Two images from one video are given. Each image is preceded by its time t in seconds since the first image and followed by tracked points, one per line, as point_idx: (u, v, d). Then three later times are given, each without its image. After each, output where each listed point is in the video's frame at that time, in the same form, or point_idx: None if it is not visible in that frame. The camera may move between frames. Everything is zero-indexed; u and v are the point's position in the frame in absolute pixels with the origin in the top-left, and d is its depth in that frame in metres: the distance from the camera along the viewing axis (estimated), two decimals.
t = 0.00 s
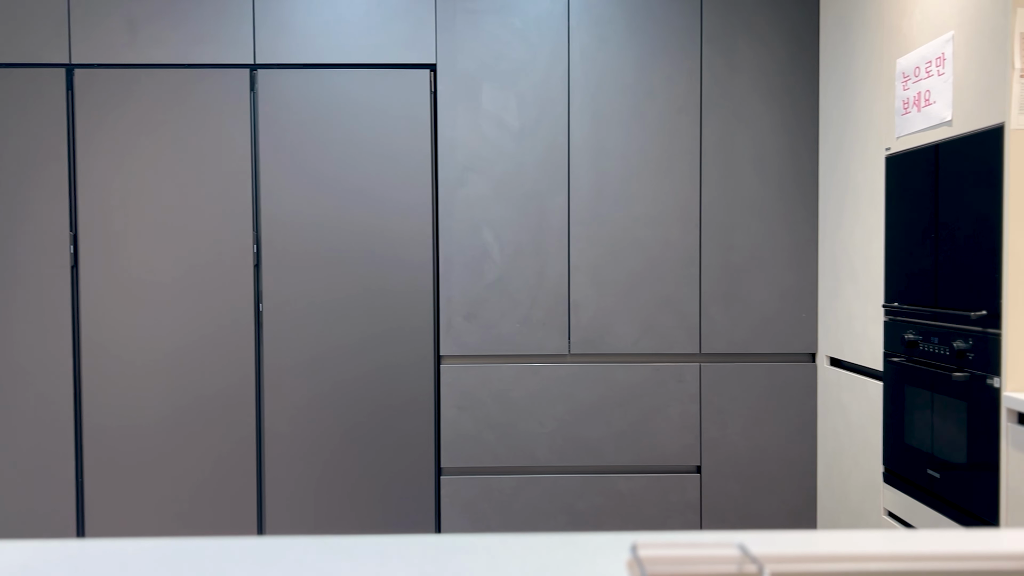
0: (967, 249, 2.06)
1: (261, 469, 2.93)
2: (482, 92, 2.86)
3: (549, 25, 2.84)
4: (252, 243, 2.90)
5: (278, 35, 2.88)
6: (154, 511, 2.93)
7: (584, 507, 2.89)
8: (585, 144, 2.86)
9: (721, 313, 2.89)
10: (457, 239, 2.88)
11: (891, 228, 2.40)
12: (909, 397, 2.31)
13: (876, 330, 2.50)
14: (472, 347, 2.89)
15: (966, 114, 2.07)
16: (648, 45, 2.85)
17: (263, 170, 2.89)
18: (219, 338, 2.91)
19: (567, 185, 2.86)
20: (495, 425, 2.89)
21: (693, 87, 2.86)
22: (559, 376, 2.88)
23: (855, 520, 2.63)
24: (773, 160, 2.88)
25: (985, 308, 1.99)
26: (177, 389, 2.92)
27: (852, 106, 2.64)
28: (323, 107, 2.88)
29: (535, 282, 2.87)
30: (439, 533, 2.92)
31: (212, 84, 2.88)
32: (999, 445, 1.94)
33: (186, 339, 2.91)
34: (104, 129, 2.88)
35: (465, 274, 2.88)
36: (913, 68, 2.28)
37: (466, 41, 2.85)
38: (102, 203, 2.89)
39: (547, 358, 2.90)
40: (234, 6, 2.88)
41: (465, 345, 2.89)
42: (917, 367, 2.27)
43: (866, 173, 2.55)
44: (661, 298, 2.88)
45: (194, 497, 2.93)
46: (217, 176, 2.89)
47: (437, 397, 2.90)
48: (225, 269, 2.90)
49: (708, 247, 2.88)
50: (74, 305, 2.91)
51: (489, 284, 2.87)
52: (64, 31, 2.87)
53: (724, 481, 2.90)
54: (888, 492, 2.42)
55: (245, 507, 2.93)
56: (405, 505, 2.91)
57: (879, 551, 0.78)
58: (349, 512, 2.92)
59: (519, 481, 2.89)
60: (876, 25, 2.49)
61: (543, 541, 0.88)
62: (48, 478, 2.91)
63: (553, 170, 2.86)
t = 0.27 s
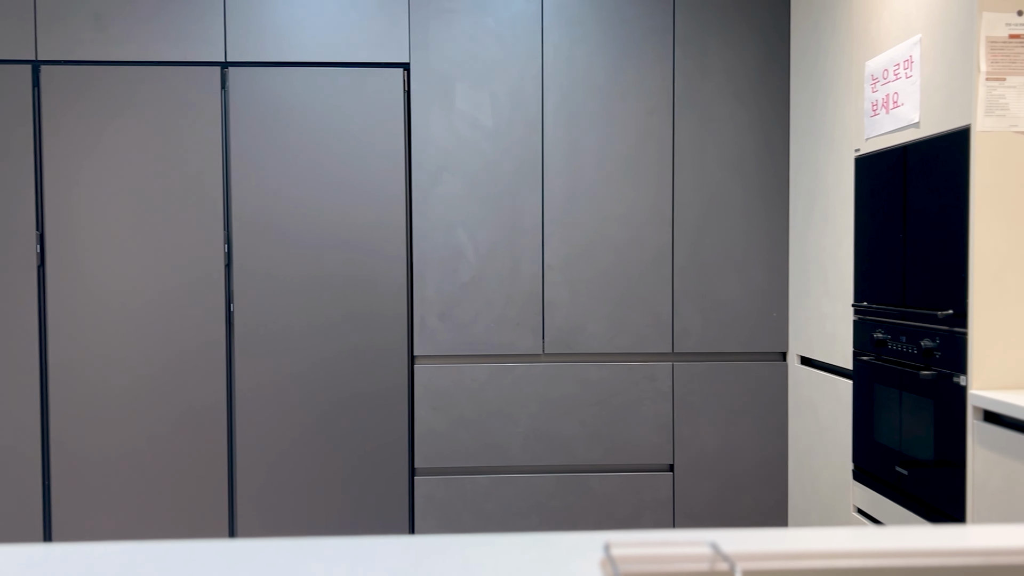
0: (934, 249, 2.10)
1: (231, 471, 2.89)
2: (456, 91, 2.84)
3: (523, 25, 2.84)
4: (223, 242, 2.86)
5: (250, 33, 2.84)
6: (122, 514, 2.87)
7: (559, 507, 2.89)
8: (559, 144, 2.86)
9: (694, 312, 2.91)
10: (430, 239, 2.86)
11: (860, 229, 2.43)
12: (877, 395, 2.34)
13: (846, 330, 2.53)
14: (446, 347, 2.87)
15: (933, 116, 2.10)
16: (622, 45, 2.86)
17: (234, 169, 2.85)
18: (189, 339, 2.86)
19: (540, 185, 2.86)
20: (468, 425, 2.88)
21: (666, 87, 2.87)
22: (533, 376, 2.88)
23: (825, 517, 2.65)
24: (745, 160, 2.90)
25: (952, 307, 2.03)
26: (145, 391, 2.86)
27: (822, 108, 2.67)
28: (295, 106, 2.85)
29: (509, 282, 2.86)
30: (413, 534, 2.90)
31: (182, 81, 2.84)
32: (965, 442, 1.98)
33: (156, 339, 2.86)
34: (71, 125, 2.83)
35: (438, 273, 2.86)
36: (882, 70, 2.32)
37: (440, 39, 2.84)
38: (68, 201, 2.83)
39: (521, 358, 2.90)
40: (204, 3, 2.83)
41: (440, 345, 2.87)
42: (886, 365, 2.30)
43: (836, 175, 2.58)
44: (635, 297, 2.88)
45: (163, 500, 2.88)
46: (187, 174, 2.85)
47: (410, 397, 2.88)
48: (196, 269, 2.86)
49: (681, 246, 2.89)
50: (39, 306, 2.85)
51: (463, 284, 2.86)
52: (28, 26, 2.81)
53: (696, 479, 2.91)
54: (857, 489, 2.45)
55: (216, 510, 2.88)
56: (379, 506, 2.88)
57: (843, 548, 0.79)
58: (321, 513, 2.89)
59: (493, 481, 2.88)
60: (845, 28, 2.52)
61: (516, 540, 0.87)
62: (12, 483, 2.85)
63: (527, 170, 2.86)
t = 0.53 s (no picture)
0: (902, 250, 2.13)
1: (202, 474, 2.84)
2: (430, 91, 2.83)
3: (497, 25, 2.83)
4: (194, 242, 2.81)
5: (221, 30, 2.80)
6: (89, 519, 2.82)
7: (533, 507, 2.88)
8: (533, 144, 2.85)
9: (666, 312, 2.92)
10: (404, 239, 2.84)
11: (830, 230, 2.46)
12: (846, 394, 2.37)
13: (816, 329, 2.56)
14: (419, 347, 2.85)
15: (901, 118, 2.13)
16: (596, 46, 2.86)
17: (204, 168, 2.81)
18: (158, 341, 2.82)
19: (514, 185, 2.85)
20: (442, 426, 2.86)
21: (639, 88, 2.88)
22: (507, 376, 2.87)
23: (796, 515, 2.68)
24: (717, 161, 2.92)
25: (919, 307, 2.06)
26: (113, 393, 2.81)
27: (792, 110, 2.70)
28: (266, 105, 2.81)
29: (483, 282, 2.85)
30: (386, 536, 2.87)
31: (151, 79, 2.79)
32: (933, 440, 2.01)
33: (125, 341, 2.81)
34: (36, 123, 2.77)
35: (412, 274, 2.85)
36: (851, 73, 2.34)
37: (413, 39, 2.82)
38: (34, 200, 2.77)
39: (495, 358, 2.89)
40: None
41: (413, 346, 2.85)
42: (855, 364, 2.33)
43: (806, 176, 2.61)
44: (608, 297, 2.89)
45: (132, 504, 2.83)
46: (156, 173, 2.80)
47: (384, 397, 2.86)
48: (166, 269, 2.81)
49: (654, 246, 2.90)
50: (4, 308, 2.78)
51: (436, 284, 2.85)
52: None
53: (669, 479, 2.93)
54: (827, 486, 2.48)
55: (186, 513, 2.84)
56: (352, 508, 2.86)
57: (812, 546, 0.80)
58: (292, 516, 2.85)
59: (467, 482, 2.87)
60: (815, 31, 2.54)
61: (488, 540, 0.87)
62: None
63: (501, 170, 2.85)
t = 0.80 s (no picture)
0: (870, 250, 2.16)
1: (171, 476, 2.80)
2: (402, 90, 2.81)
3: (470, 24, 2.82)
4: (162, 241, 2.77)
5: (190, 27, 2.76)
6: (54, 524, 2.76)
7: (506, 506, 2.88)
8: (507, 144, 2.85)
9: (639, 311, 2.93)
10: (376, 239, 2.82)
11: (800, 230, 2.48)
12: (816, 392, 2.40)
13: (786, 328, 2.58)
14: (391, 347, 2.83)
15: (869, 119, 2.16)
16: (570, 45, 2.87)
17: (173, 167, 2.76)
18: (126, 341, 2.77)
19: (488, 184, 2.85)
20: (415, 426, 2.85)
21: (613, 88, 2.89)
22: (480, 376, 2.86)
23: (766, 512, 2.70)
24: (689, 161, 2.94)
25: (886, 307, 2.09)
26: (80, 395, 2.76)
27: (763, 111, 2.72)
28: (236, 103, 2.78)
29: (456, 283, 2.84)
30: (358, 537, 2.85)
31: (119, 76, 2.74)
32: (901, 437, 2.04)
33: (92, 342, 2.76)
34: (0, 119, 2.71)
35: (384, 273, 2.83)
36: (820, 75, 2.37)
37: (385, 37, 2.80)
38: None
39: (469, 358, 2.88)
40: None
41: (386, 346, 2.84)
42: (824, 363, 2.35)
43: (777, 177, 2.63)
44: (582, 297, 2.89)
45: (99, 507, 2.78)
46: (125, 170, 2.75)
47: (356, 398, 2.84)
48: (134, 268, 2.77)
49: (627, 246, 2.91)
50: None
51: (409, 284, 2.83)
52: None
53: (642, 477, 2.94)
54: (797, 484, 2.50)
55: (154, 516, 2.79)
56: (324, 509, 2.83)
57: (780, 544, 0.80)
58: (263, 518, 2.82)
59: (440, 482, 2.85)
60: (785, 33, 2.57)
61: (461, 540, 0.86)
62: None
63: (474, 170, 2.84)
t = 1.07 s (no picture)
0: (840, 251, 2.18)
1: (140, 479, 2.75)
2: (375, 88, 2.79)
3: (444, 23, 2.81)
4: (131, 240, 2.72)
5: (160, 24, 2.71)
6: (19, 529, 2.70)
7: (480, 507, 2.87)
8: (480, 142, 2.84)
9: (613, 311, 2.94)
10: (349, 238, 2.80)
11: (772, 230, 2.50)
12: (787, 391, 2.42)
13: (757, 328, 2.60)
14: (364, 347, 2.81)
15: (839, 121, 2.19)
16: (543, 45, 2.86)
17: (142, 165, 2.72)
18: (93, 342, 2.72)
19: (461, 184, 2.83)
20: (388, 427, 2.83)
21: (586, 87, 2.89)
22: (454, 376, 2.85)
23: (738, 510, 2.72)
24: (661, 162, 2.95)
25: (856, 306, 2.11)
26: (46, 397, 2.70)
27: (735, 112, 2.74)
28: (207, 101, 2.74)
29: (430, 282, 2.83)
30: (331, 539, 2.83)
31: (86, 73, 2.69)
32: (870, 436, 2.06)
33: (58, 342, 2.70)
34: None
35: (356, 273, 2.80)
36: (791, 76, 2.39)
37: (358, 35, 2.78)
38: None
39: (442, 358, 2.86)
40: None
41: (358, 347, 2.81)
42: (795, 363, 2.38)
43: (749, 178, 2.65)
44: (555, 296, 2.89)
45: (65, 511, 2.72)
46: (92, 168, 2.70)
47: (329, 399, 2.82)
48: (101, 267, 2.72)
49: (600, 246, 2.92)
50: None
51: (382, 283, 2.81)
52: None
53: (616, 477, 2.94)
54: (769, 482, 2.53)
55: (123, 520, 2.74)
56: (296, 511, 2.80)
57: (753, 544, 0.80)
58: (234, 521, 2.78)
59: (414, 483, 2.84)
60: (757, 35, 2.58)
61: (431, 541, 0.84)
62: None
63: (448, 169, 2.83)
